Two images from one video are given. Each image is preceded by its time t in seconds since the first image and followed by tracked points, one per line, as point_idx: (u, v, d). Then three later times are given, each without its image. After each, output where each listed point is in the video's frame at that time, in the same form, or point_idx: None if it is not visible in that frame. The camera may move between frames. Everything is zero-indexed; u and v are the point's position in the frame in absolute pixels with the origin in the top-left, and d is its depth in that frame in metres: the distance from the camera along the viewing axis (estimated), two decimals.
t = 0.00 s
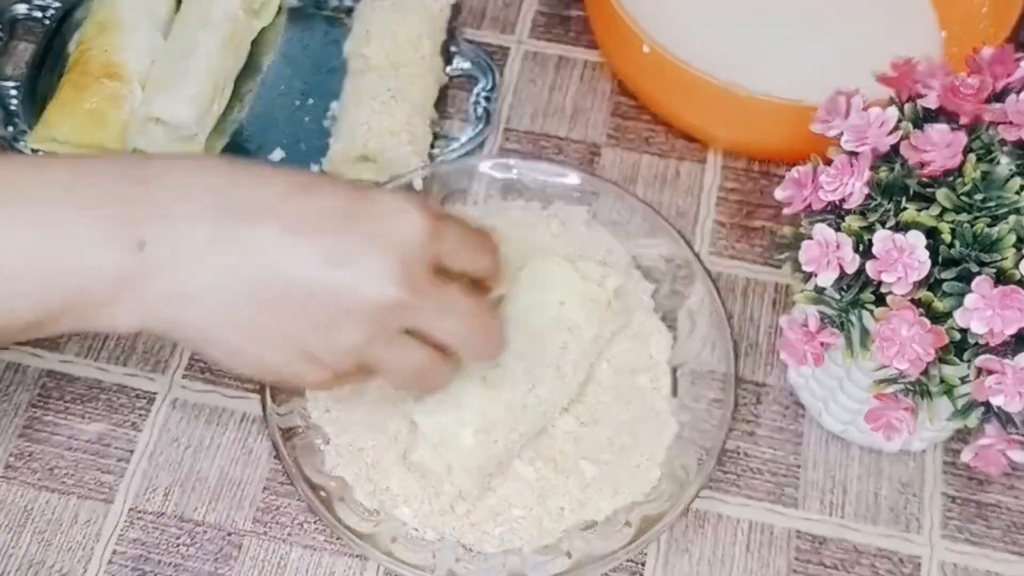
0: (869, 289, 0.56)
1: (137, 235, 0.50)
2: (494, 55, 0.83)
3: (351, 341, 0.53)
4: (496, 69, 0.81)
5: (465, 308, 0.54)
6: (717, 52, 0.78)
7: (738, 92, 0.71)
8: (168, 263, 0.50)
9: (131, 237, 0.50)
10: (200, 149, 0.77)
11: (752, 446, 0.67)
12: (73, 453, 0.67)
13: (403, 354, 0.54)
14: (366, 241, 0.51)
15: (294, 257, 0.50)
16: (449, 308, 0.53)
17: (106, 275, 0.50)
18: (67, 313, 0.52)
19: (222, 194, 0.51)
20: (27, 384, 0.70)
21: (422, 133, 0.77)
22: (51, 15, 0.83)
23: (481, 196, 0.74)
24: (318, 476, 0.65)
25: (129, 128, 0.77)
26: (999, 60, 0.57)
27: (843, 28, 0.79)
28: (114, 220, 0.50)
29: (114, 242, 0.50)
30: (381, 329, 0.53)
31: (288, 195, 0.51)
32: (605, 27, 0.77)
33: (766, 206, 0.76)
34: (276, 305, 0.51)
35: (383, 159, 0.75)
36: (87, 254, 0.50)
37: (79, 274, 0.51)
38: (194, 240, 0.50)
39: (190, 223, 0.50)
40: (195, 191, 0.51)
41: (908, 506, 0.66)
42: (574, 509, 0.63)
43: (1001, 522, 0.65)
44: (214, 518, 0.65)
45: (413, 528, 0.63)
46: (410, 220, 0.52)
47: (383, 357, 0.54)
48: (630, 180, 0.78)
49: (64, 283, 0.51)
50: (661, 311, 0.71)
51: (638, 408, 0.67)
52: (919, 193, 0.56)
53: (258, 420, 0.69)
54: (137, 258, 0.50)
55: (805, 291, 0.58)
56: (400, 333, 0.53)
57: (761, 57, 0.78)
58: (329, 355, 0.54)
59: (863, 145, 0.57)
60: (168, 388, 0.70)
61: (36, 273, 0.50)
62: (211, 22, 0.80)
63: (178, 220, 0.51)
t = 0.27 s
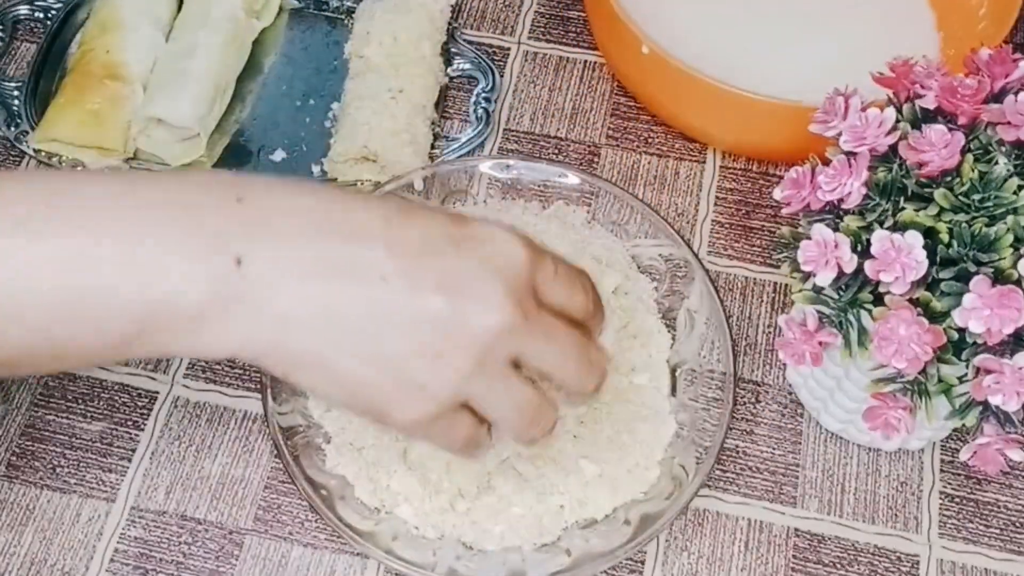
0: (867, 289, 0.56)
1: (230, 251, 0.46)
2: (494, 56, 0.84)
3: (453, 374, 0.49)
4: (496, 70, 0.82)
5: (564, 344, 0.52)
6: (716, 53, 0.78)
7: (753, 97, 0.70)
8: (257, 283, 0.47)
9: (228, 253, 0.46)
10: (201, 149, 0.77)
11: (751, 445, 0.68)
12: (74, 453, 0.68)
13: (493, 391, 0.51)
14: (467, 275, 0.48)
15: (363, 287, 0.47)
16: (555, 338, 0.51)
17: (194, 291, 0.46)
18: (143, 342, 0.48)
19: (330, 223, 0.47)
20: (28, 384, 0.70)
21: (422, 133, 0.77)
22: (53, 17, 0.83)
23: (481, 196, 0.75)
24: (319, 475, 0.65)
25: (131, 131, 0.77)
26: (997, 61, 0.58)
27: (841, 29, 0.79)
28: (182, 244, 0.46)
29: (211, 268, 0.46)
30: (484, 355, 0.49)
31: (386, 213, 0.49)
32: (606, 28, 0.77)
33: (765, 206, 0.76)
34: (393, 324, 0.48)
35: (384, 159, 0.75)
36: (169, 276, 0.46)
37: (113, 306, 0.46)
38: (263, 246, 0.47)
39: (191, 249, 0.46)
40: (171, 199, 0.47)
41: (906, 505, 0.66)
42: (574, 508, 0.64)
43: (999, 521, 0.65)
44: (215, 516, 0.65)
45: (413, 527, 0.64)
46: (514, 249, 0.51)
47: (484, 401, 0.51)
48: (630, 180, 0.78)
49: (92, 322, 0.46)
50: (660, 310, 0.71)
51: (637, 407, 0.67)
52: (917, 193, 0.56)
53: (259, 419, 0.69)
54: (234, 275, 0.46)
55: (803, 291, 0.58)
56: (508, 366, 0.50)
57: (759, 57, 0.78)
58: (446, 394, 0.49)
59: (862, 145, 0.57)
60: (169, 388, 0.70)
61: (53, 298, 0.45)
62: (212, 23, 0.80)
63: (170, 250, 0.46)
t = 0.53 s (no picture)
0: (866, 289, 0.56)
1: (283, 373, 0.44)
2: (494, 56, 0.84)
3: (481, 457, 0.50)
4: (496, 70, 0.82)
5: (589, 393, 0.55)
6: (717, 53, 0.78)
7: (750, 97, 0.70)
8: (318, 407, 0.45)
9: (279, 375, 0.44)
10: (201, 148, 0.77)
11: (751, 445, 0.68)
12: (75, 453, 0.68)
13: (527, 451, 0.53)
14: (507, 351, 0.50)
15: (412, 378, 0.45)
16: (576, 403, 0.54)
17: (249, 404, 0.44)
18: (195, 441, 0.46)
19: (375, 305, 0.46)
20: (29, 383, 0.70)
21: (422, 133, 0.77)
22: (53, 16, 0.83)
23: (481, 196, 0.75)
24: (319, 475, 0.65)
25: (131, 130, 0.77)
26: (996, 61, 0.58)
27: (841, 29, 0.79)
28: (241, 328, 0.44)
29: (267, 371, 0.44)
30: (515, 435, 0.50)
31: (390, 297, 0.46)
32: (606, 28, 0.77)
33: (765, 206, 0.76)
34: (437, 422, 0.47)
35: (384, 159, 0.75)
36: (223, 389, 0.43)
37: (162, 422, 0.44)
38: (337, 371, 0.44)
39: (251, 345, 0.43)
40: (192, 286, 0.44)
41: (906, 505, 0.66)
42: (573, 508, 0.64)
43: (999, 521, 0.65)
44: (215, 516, 0.65)
45: (413, 527, 0.64)
46: (526, 322, 0.49)
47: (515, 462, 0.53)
48: (630, 180, 0.78)
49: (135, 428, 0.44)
50: (661, 310, 0.71)
51: (637, 407, 0.67)
52: (917, 193, 0.56)
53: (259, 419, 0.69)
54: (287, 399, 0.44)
55: (803, 291, 0.58)
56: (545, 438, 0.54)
57: (759, 57, 0.78)
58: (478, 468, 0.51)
59: (861, 145, 0.57)
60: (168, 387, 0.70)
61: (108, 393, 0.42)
62: (212, 23, 0.80)
63: (228, 355, 0.43)
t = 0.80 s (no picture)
0: (866, 289, 0.56)
1: (261, 378, 0.42)
2: (494, 56, 0.84)
3: (477, 495, 0.46)
4: (496, 70, 0.82)
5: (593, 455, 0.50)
6: (717, 53, 0.78)
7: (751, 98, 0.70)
8: (296, 420, 0.42)
9: (256, 381, 0.42)
10: (201, 148, 0.77)
11: (751, 445, 0.67)
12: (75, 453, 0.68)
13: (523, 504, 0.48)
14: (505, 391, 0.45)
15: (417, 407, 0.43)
16: (577, 455, 0.48)
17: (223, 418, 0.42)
18: (164, 456, 0.43)
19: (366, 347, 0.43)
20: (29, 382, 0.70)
21: (422, 133, 0.77)
22: (53, 17, 0.83)
23: (481, 197, 0.75)
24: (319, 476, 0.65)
25: (131, 130, 0.77)
26: (996, 61, 0.58)
27: (841, 28, 0.79)
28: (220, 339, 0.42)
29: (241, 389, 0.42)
30: (509, 475, 0.46)
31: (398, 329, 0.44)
32: (606, 28, 0.77)
33: (765, 206, 0.76)
34: (426, 449, 0.44)
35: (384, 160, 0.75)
36: (202, 404, 0.41)
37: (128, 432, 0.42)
38: (315, 384, 0.42)
39: (227, 364, 0.42)
40: (167, 298, 0.42)
41: (906, 505, 0.66)
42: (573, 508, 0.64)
43: (999, 521, 0.65)
44: (215, 516, 0.65)
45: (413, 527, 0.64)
46: (529, 357, 0.46)
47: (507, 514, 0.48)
48: (630, 180, 0.78)
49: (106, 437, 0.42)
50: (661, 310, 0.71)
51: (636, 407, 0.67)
52: (917, 193, 0.56)
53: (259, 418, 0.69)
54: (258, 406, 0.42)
55: (803, 291, 0.58)
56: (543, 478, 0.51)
57: (759, 57, 0.78)
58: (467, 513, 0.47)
59: (862, 145, 0.57)
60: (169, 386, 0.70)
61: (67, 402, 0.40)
62: (212, 23, 0.80)
63: (196, 359, 0.41)
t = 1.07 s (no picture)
0: (866, 289, 0.56)
1: (291, 338, 0.46)
2: (494, 56, 0.84)
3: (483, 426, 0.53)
4: (496, 70, 0.82)
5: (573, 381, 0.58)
6: (716, 53, 0.78)
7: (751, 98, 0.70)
8: (315, 368, 0.47)
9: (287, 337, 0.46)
10: (202, 148, 0.77)
11: (751, 445, 0.67)
12: (75, 453, 0.68)
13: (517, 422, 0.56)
14: (479, 322, 0.49)
15: (421, 339, 0.48)
16: (566, 380, 0.57)
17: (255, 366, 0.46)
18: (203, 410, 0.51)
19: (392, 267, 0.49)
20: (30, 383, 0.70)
21: (422, 133, 0.77)
22: (53, 17, 0.83)
23: (481, 197, 0.75)
24: (319, 475, 0.65)
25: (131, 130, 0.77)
26: (996, 61, 0.58)
27: (841, 28, 0.79)
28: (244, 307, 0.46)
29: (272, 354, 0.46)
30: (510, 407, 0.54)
31: (408, 269, 0.48)
32: (606, 28, 0.77)
33: (765, 205, 0.76)
34: (432, 385, 0.49)
35: (384, 159, 0.76)
36: (233, 353, 0.46)
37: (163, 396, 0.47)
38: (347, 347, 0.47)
39: (255, 327, 0.46)
40: (189, 264, 0.46)
41: (906, 505, 0.66)
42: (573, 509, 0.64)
43: (999, 521, 0.65)
44: (215, 516, 0.65)
45: (413, 527, 0.63)
46: (525, 292, 0.52)
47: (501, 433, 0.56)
48: (630, 180, 0.78)
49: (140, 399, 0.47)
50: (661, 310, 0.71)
51: (636, 407, 0.67)
52: (917, 193, 0.56)
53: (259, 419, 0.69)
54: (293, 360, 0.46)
55: (803, 291, 0.58)
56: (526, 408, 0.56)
57: (759, 57, 0.78)
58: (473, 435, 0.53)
59: (861, 145, 0.57)
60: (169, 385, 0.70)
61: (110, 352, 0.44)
62: (212, 23, 0.80)
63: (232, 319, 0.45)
